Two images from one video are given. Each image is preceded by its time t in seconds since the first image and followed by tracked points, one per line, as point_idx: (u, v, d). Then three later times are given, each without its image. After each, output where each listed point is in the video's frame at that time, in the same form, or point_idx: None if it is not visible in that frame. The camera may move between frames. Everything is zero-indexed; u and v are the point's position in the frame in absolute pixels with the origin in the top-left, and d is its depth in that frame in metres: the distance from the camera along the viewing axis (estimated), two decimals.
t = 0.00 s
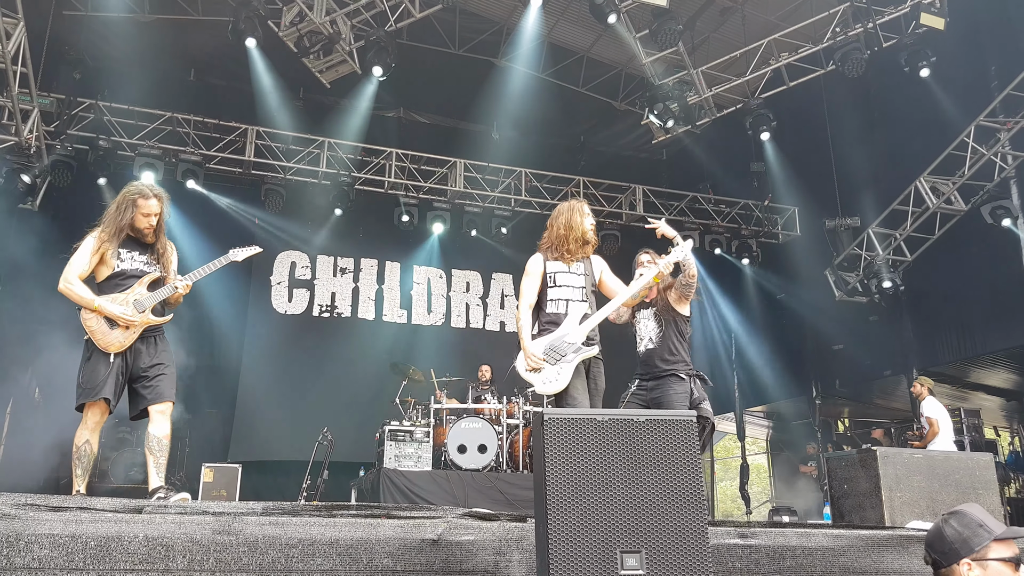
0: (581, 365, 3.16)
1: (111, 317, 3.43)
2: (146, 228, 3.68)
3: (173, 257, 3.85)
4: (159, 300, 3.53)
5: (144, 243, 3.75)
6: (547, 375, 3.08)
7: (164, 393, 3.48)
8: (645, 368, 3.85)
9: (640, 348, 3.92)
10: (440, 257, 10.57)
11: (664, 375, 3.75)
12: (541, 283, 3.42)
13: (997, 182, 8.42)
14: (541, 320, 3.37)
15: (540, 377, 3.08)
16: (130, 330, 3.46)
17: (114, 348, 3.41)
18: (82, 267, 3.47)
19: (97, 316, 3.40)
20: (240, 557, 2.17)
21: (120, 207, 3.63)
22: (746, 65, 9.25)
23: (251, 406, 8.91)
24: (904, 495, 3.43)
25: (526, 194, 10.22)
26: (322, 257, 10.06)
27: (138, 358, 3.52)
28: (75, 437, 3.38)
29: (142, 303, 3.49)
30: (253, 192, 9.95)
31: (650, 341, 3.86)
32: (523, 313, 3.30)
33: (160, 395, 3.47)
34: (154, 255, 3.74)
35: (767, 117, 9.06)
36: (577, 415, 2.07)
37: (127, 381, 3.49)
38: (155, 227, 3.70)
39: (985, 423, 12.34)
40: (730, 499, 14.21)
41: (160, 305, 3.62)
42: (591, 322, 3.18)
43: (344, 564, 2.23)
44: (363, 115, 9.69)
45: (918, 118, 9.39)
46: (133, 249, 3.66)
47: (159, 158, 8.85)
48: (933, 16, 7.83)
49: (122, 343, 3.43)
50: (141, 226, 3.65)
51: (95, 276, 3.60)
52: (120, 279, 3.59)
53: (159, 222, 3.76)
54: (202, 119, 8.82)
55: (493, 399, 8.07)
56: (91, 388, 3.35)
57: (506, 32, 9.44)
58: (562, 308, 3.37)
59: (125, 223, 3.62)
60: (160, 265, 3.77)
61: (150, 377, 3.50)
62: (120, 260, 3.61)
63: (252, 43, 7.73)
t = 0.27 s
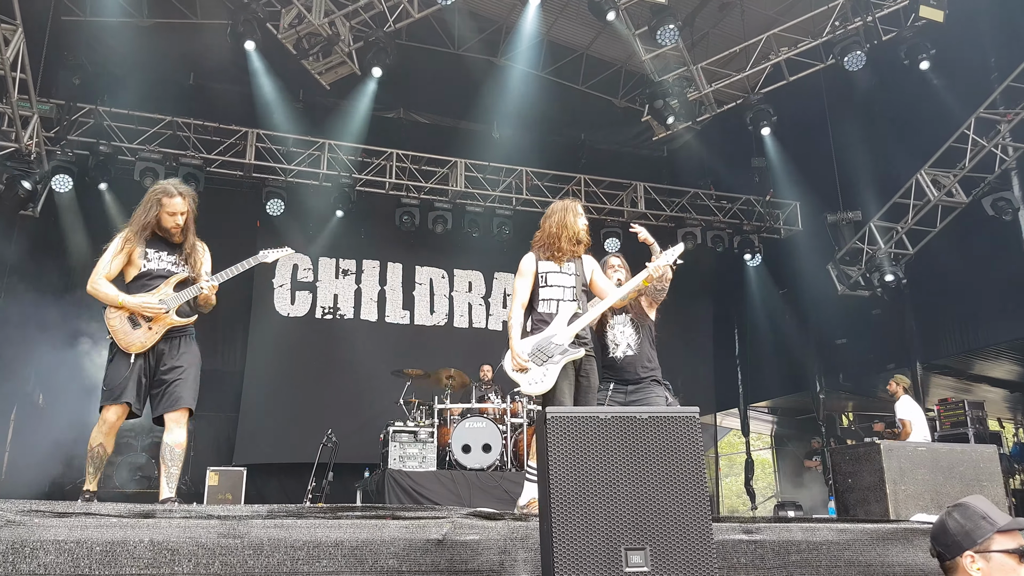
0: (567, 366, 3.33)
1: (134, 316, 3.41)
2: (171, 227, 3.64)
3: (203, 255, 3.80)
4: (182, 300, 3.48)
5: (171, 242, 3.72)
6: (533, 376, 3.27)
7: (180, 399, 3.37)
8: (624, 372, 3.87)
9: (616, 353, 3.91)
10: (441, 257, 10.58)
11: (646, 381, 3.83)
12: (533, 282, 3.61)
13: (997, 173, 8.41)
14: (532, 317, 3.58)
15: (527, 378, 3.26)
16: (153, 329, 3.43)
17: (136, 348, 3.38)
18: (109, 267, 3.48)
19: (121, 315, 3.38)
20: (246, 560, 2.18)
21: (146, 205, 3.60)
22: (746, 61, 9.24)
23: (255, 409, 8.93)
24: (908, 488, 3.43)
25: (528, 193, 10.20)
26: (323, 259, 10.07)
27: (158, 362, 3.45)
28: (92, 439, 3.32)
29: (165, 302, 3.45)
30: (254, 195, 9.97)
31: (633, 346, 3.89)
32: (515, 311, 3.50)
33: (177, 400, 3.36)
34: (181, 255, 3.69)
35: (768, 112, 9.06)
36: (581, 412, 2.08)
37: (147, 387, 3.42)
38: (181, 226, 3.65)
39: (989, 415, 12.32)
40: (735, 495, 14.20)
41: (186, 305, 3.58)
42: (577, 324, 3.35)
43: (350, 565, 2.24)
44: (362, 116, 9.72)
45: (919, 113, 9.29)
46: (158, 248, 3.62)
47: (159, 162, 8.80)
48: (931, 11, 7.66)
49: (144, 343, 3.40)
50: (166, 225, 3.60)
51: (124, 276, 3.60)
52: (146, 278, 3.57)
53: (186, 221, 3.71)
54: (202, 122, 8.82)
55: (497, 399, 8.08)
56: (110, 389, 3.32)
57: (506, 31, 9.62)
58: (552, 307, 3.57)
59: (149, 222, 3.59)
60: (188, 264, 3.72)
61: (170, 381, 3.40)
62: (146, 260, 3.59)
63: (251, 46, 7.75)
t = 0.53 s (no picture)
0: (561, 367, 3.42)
1: (160, 306, 3.37)
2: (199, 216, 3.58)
3: (233, 245, 3.74)
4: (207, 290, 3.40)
5: (200, 232, 3.66)
6: (531, 377, 3.33)
7: (207, 398, 3.35)
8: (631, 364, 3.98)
9: (626, 345, 4.01)
10: (450, 254, 10.61)
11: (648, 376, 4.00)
12: (528, 279, 3.68)
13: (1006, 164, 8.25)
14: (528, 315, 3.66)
15: (524, 379, 3.34)
16: (179, 319, 3.37)
17: (162, 337, 3.33)
18: (137, 257, 3.45)
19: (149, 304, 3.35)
20: (259, 557, 2.21)
21: (174, 195, 3.56)
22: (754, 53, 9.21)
23: (266, 407, 8.99)
24: (917, 479, 3.44)
25: (535, 189, 10.23)
26: (332, 257, 10.12)
27: (188, 356, 3.41)
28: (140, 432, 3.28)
29: (193, 291, 3.41)
30: (263, 195, 10.02)
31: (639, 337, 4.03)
32: (510, 308, 3.56)
33: (203, 399, 3.34)
34: (209, 244, 3.62)
35: (777, 104, 9.04)
36: (589, 408, 2.10)
37: (179, 378, 3.36)
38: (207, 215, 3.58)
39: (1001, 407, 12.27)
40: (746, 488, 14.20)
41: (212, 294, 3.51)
42: (573, 326, 3.46)
43: (362, 561, 2.28)
44: (368, 114, 9.76)
45: (930, 102, 9.26)
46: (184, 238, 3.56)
47: (166, 162, 8.81)
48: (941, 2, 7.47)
49: (170, 332, 3.34)
50: (193, 214, 3.55)
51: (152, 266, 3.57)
52: (173, 268, 3.52)
53: (214, 210, 3.63)
54: (209, 121, 8.84)
55: (506, 395, 8.11)
56: (144, 377, 3.26)
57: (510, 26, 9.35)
58: (548, 305, 3.66)
59: (177, 212, 3.55)
60: (216, 254, 3.65)
61: (196, 378, 3.37)
62: (174, 250, 3.55)
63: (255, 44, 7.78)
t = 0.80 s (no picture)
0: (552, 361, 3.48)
1: (168, 298, 3.38)
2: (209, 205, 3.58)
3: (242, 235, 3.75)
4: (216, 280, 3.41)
5: (210, 221, 3.66)
6: (524, 370, 3.40)
7: (217, 391, 3.35)
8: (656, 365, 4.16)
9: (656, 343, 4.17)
10: (455, 247, 10.61)
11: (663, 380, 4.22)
12: (516, 274, 3.72)
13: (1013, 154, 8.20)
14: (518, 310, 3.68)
15: (517, 372, 3.40)
16: (188, 310, 3.38)
17: (171, 330, 3.34)
18: (145, 246, 3.43)
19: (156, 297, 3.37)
20: (265, 550, 2.22)
21: (185, 183, 3.56)
22: (759, 45, 9.15)
23: (272, 401, 9.03)
24: (924, 471, 3.42)
25: (540, 182, 10.15)
26: (338, 251, 10.13)
27: (199, 346, 3.42)
28: (166, 426, 3.24)
29: (200, 282, 3.40)
30: (268, 189, 10.03)
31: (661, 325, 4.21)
32: (498, 302, 3.58)
33: (214, 392, 3.34)
34: (218, 233, 3.63)
35: (781, 96, 8.98)
36: (595, 401, 2.09)
37: (191, 370, 3.37)
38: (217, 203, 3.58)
39: (1010, 399, 12.22)
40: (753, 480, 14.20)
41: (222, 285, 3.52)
42: (565, 321, 3.47)
43: (369, 553, 2.28)
44: (373, 107, 9.75)
45: (934, 95, 9.18)
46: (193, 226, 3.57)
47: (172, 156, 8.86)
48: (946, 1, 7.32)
49: (178, 325, 3.35)
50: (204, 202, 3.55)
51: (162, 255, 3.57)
52: (181, 258, 3.52)
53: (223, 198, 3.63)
54: (215, 115, 8.82)
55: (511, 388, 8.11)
56: (158, 369, 3.28)
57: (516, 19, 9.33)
58: (537, 300, 3.67)
59: (187, 200, 3.54)
60: (226, 243, 3.66)
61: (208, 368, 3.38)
62: (182, 239, 3.54)
63: (260, 38, 7.76)
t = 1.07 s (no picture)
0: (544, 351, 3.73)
1: (175, 290, 3.39)
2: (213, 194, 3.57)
3: (246, 223, 3.72)
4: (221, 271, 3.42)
5: (214, 211, 3.66)
6: (515, 360, 3.65)
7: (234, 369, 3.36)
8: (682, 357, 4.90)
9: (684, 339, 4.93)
10: (456, 239, 10.60)
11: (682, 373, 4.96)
12: (507, 268, 3.92)
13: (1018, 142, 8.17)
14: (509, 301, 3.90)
15: (508, 362, 3.65)
16: (196, 303, 3.40)
17: (178, 322, 3.38)
18: (150, 235, 3.46)
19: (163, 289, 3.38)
20: (269, 539, 2.24)
21: (188, 172, 3.56)
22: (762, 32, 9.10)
23: (275, 392, 9.04)
24: (927, 460, 3.43)
25: (542, 172, 10.15)
26: (338, 243, 10.14)
27: (206, 335, 3.43)
28: (172, 420, 3.33)
29: (207, 275, 3.42)
30: (269, 181, 10.03)
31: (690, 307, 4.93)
32: (490, 296, 3.80)
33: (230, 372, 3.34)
34: (223, 223, 3.63)
35: (784, 84, 8.94)
36: (596, 391, 2.10)
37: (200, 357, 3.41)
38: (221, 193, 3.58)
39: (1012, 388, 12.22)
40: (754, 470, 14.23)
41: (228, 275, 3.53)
42: (554, 313, 3.73)
43: (372, 542, 2.30)
44: (373, 98, 9.73)
45: (939, 82, 9.16)
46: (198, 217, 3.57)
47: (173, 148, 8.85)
48: None
49: (186, 317, 3.38)
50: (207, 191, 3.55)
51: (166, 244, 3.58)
52: (186, 248, 3.53)
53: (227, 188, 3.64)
54: (214, 107, 8.80)
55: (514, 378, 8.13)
56: (165, 363, 3.33)
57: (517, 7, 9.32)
58: (527, 292, 3.89)
59: (190, 189, 3.54)
60: (230, 233, 3.65)
61: (216, 356, 3.39)
62: (186, 229, 3.55)
63: (259, 29, 7.74)
